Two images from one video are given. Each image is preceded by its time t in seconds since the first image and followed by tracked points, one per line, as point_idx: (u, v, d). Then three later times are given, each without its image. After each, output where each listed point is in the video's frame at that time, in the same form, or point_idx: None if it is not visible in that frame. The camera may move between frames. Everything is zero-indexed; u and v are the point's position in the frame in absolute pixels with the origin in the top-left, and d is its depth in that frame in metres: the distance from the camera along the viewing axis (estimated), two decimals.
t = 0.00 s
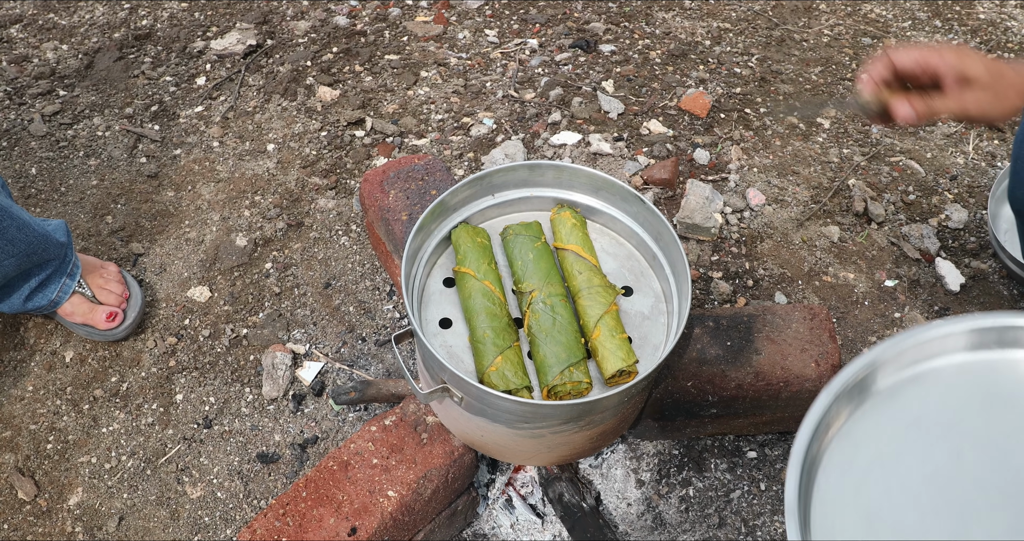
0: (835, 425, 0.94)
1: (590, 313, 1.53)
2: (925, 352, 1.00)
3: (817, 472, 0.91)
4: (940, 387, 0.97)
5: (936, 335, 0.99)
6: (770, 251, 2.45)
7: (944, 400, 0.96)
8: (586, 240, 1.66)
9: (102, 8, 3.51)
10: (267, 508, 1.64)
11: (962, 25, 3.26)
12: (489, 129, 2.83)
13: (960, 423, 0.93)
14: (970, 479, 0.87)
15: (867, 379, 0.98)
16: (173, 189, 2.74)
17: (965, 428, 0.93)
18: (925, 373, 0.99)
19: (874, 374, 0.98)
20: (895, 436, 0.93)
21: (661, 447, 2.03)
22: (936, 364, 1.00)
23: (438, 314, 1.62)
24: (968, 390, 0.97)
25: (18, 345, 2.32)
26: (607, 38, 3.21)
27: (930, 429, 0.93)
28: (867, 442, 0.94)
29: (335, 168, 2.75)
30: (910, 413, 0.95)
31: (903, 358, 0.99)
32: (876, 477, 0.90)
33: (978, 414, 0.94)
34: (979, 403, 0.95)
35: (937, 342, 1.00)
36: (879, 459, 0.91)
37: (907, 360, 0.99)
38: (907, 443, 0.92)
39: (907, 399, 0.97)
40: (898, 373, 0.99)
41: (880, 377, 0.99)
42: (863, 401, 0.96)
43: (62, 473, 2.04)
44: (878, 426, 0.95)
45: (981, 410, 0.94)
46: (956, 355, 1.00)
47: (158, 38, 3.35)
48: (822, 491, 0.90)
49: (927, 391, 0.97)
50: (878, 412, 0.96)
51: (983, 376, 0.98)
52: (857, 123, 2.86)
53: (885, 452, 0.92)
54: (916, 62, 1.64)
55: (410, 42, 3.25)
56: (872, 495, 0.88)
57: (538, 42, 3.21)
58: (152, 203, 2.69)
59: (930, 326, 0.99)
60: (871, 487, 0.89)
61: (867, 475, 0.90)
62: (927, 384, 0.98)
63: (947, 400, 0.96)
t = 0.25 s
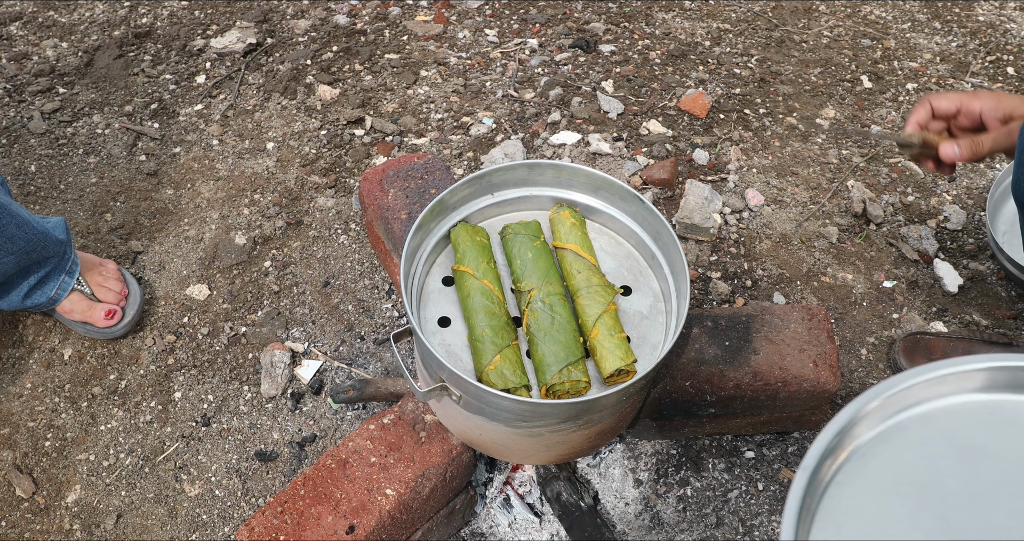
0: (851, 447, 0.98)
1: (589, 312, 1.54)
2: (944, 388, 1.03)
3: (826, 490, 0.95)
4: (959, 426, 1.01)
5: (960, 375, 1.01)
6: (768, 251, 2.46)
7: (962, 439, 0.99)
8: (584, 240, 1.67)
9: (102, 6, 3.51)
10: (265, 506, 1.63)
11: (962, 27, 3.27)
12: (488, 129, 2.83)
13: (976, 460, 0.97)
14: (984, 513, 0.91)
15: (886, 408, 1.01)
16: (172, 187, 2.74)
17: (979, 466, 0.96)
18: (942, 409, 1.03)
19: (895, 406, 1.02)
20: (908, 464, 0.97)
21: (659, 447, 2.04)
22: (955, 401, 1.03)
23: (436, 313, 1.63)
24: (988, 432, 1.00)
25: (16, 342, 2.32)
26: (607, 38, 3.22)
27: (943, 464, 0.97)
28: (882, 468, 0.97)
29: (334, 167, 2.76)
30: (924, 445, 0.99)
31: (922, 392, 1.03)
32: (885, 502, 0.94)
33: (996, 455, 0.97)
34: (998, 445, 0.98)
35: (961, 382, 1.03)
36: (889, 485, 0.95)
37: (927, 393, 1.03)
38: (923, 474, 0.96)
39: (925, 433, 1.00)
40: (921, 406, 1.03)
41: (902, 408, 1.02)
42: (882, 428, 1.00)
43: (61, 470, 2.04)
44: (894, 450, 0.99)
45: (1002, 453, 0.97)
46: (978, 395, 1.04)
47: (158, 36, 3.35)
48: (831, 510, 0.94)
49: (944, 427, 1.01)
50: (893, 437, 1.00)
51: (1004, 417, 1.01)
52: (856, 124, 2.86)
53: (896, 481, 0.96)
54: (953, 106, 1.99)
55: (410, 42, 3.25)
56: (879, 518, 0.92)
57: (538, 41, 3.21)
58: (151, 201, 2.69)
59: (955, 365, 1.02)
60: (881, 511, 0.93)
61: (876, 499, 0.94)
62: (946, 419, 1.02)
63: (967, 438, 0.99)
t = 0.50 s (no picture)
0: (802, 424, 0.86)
1: (587, 312, 1.54)
2: (899, 348, 0.92)
3: (775, 475, 0.83)
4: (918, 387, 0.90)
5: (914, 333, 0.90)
6: (766, 251, 2.46)
7: (922, 405, 0.88)
8: (583, 240, 1.67)
9: (101, 6, 3.51)
10: (263, 506, 1.63)
11: (959, 28, 3.27)
12: (487, 129, 2.84)
13: (942, 425, 0.86)
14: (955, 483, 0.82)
15: (836, 376, 0.89)
16: (171, 187, 2.74)
17: (946, 435, 0.85)
18: (902, 370, 0.91)
19: (845, 370, 0.90)
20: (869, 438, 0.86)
21: (657, 447, 2.04)
22: (913, 363, 0.92)
23: (435, 313, 1.63)
24: (950, 393, 0.89)
25: (15, 342, 2.32)
26: (606, 39, 3.22)
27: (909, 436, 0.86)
28: (838, 442, 0.85)
29: (333, 167, 2.76)
30: (885, 414, 0.87)
31: (875, 353, 0.91)
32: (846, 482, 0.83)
33: (962, 419, 0.87)
34: (963, 408, 0.88)
35: (912, 341, 0.91)
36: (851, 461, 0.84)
37: (880, 353, 0.91)
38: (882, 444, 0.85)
39: (881, 400, 0.89)
40: (875, 367, 0.91)
41: (854, 372, 0.91)
42: (835, 398, 0.89)
43: (59, 470, 2.04)
44: (851, 421, 0.87)
45: (968, 415, 0.87)
46: (937, 353, 0.92)
47: (156, 35, 3.35)
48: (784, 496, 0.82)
49: (904, 391, 0.89)
50: (848, 412, 0.88)
51: (970, 378, 0.91)
52: (854, 124, 2.87)
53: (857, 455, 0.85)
54: (930, 57, 1.99)
55: (409, 42, 3.25)
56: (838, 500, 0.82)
57: (537, 42, 3.22)
58: (150, 200, 2.69)
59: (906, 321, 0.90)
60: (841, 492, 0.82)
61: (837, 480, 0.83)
62: (905, 381, 0.90)
63: (929, 404, 0.88)
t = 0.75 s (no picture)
0: (683, 365, 0.87)
1: (587, 312, 1.54)
2: (776, 295, 0.94)
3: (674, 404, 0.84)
4: (797, 334, 0.91)
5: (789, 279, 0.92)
6: (765, 252, 2.47)
7: (801, 349, 0.89)
8: (582, 240, 1.67)
9: (100, 6, 3.51)
10: (263, 506, 1.63)
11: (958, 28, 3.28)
12: (486, 129, 2.84)
13: (820, 368, 0.87)
14: (843, 410, 0.82)
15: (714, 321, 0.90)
16: (170, 187, 2.74)
17: (821, 375, 0.86)
18: (781, 318, 0.93)
19: (723, 315, 0.91)
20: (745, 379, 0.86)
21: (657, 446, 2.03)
22: (791, 310, 0.93)
23: (435, 313, 1.63)
24: (830, 339, 0.90)
25: (14, 342, 2.32)
26: (605, 39, 3.23)
27: (786, 378, 0.86)
28: (718, 384, 0.86)
29: (332, 167, 2.76)
30: (762, 357, 0.88)
31: (752, 299, 0.93)
32: (725, 422, 0.82)
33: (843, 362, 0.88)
34: (842, 351, 0.89)
35: (789, 288, 0.94)
36: (728, 401, 0.84)
37: (758, 300, 0.93)
38: (764, 384, 0.86)
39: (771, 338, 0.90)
40: (752, 313, 0.93)
41: (732, 318, 0.92)
42: (713, 344, 0.89)
43: (58, 470, 2.04)
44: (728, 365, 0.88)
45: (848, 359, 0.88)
46: (815, 302, 0.94)
47: (156, 36, 3.35)
48: (665, 433, 0.81)
49: (781, 337, 0.90)
50: (739, 343, 0.90)
51: (848, 326, 0.92)
52: (853, 125, 2.87)
53: (734, 396, 0.85)
54: (958, 14, 1.93)
55: (408, 42, 3.25)
56: (717, 438, 0.81)
57: (536, 42, 3.22)
58: (149, 201, 2.69)
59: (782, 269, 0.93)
60: (721, 430, 0.81)
61: (717, 420, 0.82)
62: (783, 327, 0.92)
63: (810, 347, 0.89)
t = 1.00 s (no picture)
0: (639, 373, 1.01)
1: (587, 312, 1.54)
2: (728, 312, 1.06)
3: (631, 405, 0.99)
4: (745, 346, 1.03)
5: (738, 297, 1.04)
6: (766, 251, 2.46)
7: (748, 357, 1.02)
8: (583, 240, 1.67)
9: (99, 7, 3.51)
10: (264, 506, 1.63)
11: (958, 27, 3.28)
12: (486, 129, 2.84)
13: (763, 376, 0.99)
14: (779, 410, 0.95)
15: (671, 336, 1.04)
16: (170, 188, 2.74)
17: (764, 381, 0.99)
18: (731, 332, 1.05)
19: (678, 331, 1.04)
20: (696, 386, 0.99)
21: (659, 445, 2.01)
22: (740, 326, 1.06)
23: (435, 313, 1.63)
24: (775, 349, 1.03)
25: (14, 343, 2.32)
26: (604, 39, 3.23)
27: (732, 385, 0.99)
28: (672, 392, 0.99)
29: (332, 167, 2.76)
30: (712, 367, 1.01)
31: (705, 316, 1.05)
32: (675, 425, 0.95)
33: (785, 370, 1.00)
34: (785, 361, 1.01)
35: (740, 305, 1.06)
36: (680, 406, 0.97)
37: (711, 316, 1.06)
38: (711, 389, 0.98)
39: (723, 349, 1.03)
40: (705, 328, 1.06)
41: (687, 334, 1.05)
42: (670, 357, 1.03)
43: (59, 470, 2.04)
44: (682, 375, 1.01)
45: (791, 367, 1.00)
46: (763, 317, 1.07)
47: (155, 37, 3.35)
48: (621, 434, 0.96)
49: (729, 349, 1.03)
50: (692, 354, 1.03)
51: (793, 338, 1.04)
52: (853, 124, 2.87)
53: (686, 401, 0.97)
54: None
55: (408, 42, 3.25)
56: (668, 438, 0.94)
57: (536, 42, 3.22)
58: (149, 201, 2.69)
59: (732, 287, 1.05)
60: (672, 431, 0.95)
61: (669, 423, 0.96)
62: (735, 340, 1.04)
63: (756, 357, 1.02)
